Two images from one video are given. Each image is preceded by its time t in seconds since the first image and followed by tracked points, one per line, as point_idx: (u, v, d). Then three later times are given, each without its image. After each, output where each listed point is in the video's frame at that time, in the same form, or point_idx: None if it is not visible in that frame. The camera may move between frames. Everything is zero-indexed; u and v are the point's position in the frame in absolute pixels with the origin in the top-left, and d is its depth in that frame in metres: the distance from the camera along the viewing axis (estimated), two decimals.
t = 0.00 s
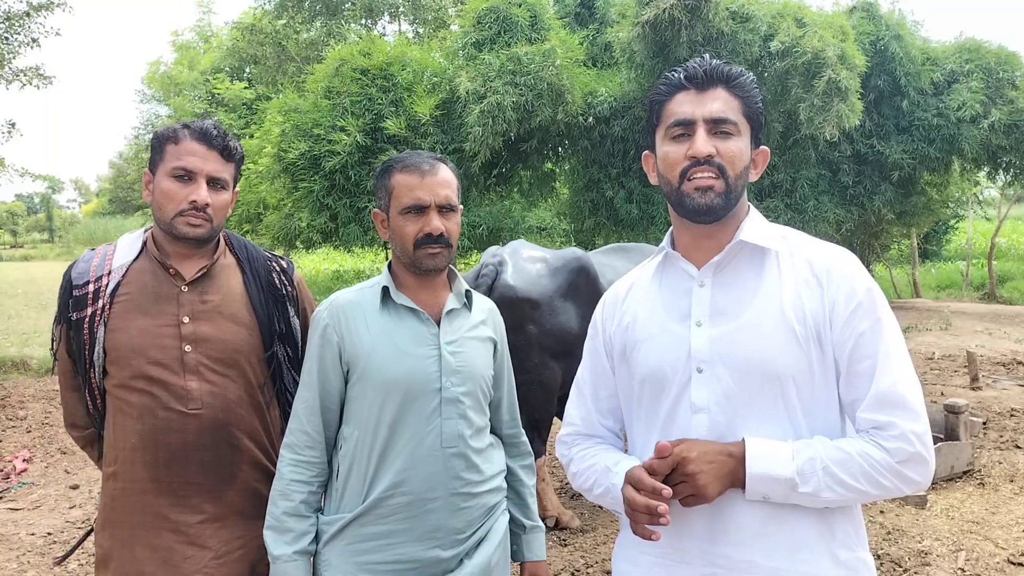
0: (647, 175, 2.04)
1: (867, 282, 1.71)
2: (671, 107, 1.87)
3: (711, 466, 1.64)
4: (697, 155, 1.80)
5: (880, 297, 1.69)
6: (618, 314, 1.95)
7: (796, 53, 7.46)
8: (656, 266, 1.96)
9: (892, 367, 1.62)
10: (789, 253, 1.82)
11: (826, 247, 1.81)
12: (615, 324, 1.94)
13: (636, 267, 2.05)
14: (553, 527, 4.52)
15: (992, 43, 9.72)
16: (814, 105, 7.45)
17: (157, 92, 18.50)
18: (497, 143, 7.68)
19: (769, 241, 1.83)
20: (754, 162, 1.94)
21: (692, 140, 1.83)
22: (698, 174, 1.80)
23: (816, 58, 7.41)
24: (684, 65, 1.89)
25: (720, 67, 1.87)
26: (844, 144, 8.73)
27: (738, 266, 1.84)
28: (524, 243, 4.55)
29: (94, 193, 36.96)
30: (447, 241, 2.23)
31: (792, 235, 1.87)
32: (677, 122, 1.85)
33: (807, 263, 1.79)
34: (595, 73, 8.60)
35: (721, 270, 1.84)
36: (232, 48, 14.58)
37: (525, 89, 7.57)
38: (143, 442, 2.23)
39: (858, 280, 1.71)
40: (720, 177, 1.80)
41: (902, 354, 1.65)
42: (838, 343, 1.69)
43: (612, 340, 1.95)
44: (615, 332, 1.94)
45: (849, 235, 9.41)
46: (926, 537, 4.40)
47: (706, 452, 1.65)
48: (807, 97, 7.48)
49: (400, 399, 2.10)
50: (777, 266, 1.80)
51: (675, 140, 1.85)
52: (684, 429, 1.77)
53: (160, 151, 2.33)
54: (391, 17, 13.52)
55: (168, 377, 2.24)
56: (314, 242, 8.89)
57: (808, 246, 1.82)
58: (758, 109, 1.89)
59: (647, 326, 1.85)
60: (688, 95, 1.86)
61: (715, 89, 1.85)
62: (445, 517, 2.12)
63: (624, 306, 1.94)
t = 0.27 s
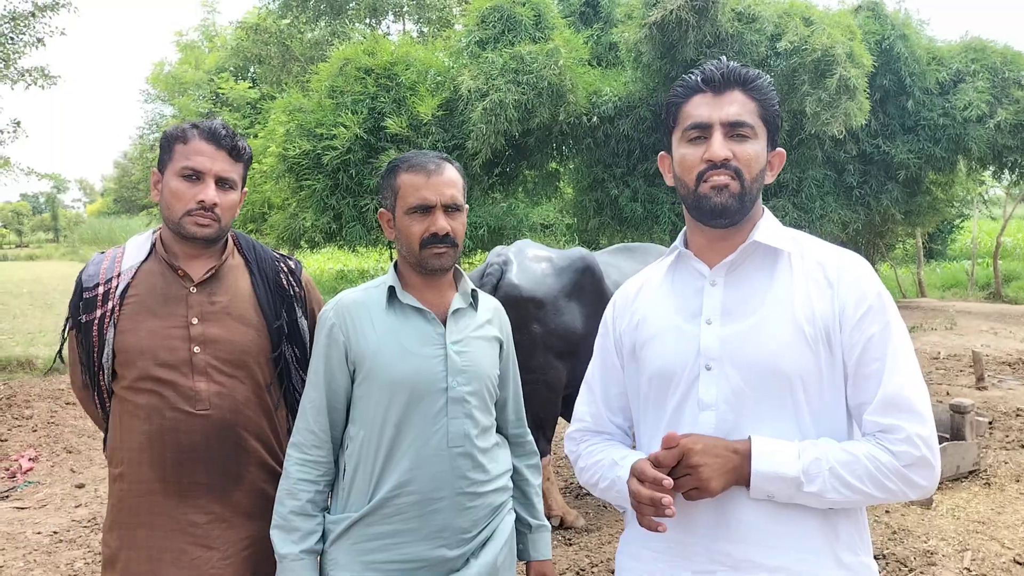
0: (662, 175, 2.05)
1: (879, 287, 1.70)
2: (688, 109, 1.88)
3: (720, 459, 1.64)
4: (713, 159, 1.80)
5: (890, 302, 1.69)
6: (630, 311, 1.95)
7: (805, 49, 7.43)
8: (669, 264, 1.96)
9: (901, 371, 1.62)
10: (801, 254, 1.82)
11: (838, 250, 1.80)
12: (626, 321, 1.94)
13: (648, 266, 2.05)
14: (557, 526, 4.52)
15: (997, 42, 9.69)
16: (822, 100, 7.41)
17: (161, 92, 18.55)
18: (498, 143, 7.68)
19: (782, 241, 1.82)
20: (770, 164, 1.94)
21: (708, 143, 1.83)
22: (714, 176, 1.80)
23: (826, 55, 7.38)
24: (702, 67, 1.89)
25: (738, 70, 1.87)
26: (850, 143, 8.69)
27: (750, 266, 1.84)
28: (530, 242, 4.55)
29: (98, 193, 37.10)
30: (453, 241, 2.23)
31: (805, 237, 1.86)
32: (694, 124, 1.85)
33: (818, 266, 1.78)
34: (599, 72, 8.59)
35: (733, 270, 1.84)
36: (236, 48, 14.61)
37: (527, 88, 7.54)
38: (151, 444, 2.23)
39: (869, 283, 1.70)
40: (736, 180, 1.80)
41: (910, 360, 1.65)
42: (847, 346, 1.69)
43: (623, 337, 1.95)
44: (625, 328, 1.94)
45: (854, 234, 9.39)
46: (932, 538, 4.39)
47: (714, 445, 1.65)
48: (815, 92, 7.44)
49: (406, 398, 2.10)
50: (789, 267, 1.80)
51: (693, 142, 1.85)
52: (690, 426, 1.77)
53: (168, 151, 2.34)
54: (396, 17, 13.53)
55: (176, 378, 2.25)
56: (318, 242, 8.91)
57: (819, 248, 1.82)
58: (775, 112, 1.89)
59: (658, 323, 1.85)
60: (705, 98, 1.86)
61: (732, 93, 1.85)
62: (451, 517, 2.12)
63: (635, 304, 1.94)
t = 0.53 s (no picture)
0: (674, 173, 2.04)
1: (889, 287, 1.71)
2: (702, 109, 1.87)
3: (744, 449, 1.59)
4: (727, 161, 1.81)
5: (900, 302, 1.70)
6: (638, 310, 1.95)
7: (813, 44, 7.44)
8: (677, 263, 1.96)
9: (914, 370, 1.62)
10: (810, 253, 1.81)
11: (847, 250, 1.80)
12: (635, 320, 1.94)
13: (655, 264, 2.05)
14: (561, 525, 4.52)
15: (1002, 42, 9.67)
16: (830, 95, 7.39)
17: (165, 91, 18.58)
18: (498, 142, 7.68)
19: (791, 241, 1.82)
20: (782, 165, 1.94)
21: (723, 144, 1.83)
22: (729, 179, 1.80)
23: (834, 50, 7.40)
24: (718, 68, 1.88)
25: (755, 71, 1.86)
26: (855, 142, 8.66)
27: (759, 265, 1.84)
28: (534, 242, 4.55)
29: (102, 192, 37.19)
30: (458, 239, 2.23)
31: (814, 236, 1.86)
32: (709, 125, 1.84)
33: (828, 265, 1.78)
34: (603, 72, 8.59)
35: (742, 269, 1.84)
36: (240, 47, 14.64)
37: (528, 88, 7.51)
38: (161, 444, 2.24)
39: (879, 284, 1.71)
40: (750, 182, 1.80)
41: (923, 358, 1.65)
42: (859, 345, 1.70)
43: (631, 336, 1.95)
44: (634, 327, 1.94)
45: (858, 234, 9.37)
46: (936, 537, 4.39)
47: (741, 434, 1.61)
48: (823, 88, 7.43)
49: (411, 396, 2.11)
50: (799, 266, 1.80)
51: (706, 143, 1.85)
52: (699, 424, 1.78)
53: (172, 151, 2.34)
54: (399, 16, 13.52)
55: (186, 378, 2.26)
56: (321, 241, 8.91)
57: (829, 247, 1.82)
58: (790, 114, 1.89)
59: (667, 322, 1.85)
60: (721, 99, 1.86)
61: (748, 94, 1.85)
62: (457, 515, 2.12)
63: (643, 303, 1.94)
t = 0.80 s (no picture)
0: (671, 172, 2.04)
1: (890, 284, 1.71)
2: (698, 110, 1.87)
3: (750, 433, 1.59)
4: (724, 162, 1.80)
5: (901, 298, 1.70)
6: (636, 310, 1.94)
7: (815, 41, 7.45)
8: (676, 262, 1.96)
9: (920, 366, 1.63)
10: (809, 251, 1.81)
11: (847, 247, 1.80)
12: (633, 321, 1.93)
13: (653, 264, 2.04)
14: (562, 524, 4.52)
15: (1004, 41, 9.65)
16: (833, 93, 7.39)
17: (167, 89, 18.59)
18: (495, 141, 7.69)
19: (789, 239, 1.82)
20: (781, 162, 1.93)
21: (720, 145, 1.83)
22: (727, 181, 1.80)
23: (836, 46, 7.39)
24: (714, 66, 1.87)
25: (751, 69, 1.86)
26: (857, 142, 8.63)
27: (758, 263, 1.83)
28: (535, 240, 4.55)
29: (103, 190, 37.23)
30: (459, 237, 2.23)
31: (813, 234, 1.86)
32: (705, 126, 1.84)
33: (828, 262, 1.77)
34: (604, 70, 8.58)
35: (742, 268, 1.84)
36: (241, 45, 14.64)
37: (527, 88, 7.48)
38: (165, 442, 2.23)
39: (880, 282, 1.71)
40: (747, 183, 1.81)
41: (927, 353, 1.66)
42: (863, 342, 1.70)
43: (629, 337, 1.94)
44: (632, 328, 1.93)
45: (860, 233, 9.36)
46: (937, 536, 4.38)
47: (750, 416, 1.60)
48: (826, 86, 7.42)
49: (412, 394, 2.10)
50: (798, 264, 1.80)
51: (703, 144, 1.85)
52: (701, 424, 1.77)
53: (171, 149, 2.34)
54: (401, 15, 13.51)
55: (190, 376, 2.26)
56: (321, 239, 8.91)
57: (828, 245, 1.81)
58: (787, 112, 1.88)
59: (667, 322, 1.84)
60: (717, 98, 1.85)
61: (745, 93, 1.84)
62: (458, 512, 2.12)
63: (641, 303, 1.92)
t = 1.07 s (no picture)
0: (668, 170, 2.03)
1: (890, 283, 1.70)
2: (695, 110, 1.86)
3: (746, 451, 1.60)
4: (722, 165, 1.79)
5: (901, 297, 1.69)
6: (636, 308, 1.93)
7: (813, 41, 7.46)
8: (674, 260, 1.95)
9: (920, 367, 1.62)
10: (808, 250, 1.80)
11: (847, 245, 1.79)
12: (633, 318, 1.92)
13: (652, 261, 2.04)
14: (562, 522, 4.51)
15: (1005, 39, 9.64)
16: (831, 93, 7.41)
17: (167, 87, 18.57)
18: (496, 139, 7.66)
19: (789, 238, 1.82)
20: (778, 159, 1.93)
21: (718, 146, 1.82)
22: (723, 184, 1.80)
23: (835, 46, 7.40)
24: (710, 66, 1.86)
25: (748, 68, 1.85)
26: (858, 140, 8.60)
27: (757, 263, 1.83)
28: (534, 238, 4.54)
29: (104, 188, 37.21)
30: (459, 235, 2.22)
31: (813, 232, 1.85)
32: (701, 127, 1.83)
33: (828, 261, 1.77)
34: (605, 69, 8.56)
35: (741, 268, 1.83)
36: (241, 43, 14.62)
37: (526, 86, 7.46)
38: (165, 440, 2.23)
39: (880, 280, 1.70)
40: (745, 185, 1.80)
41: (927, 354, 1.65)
42: (862, 342, 1.69)
43: (629, 336, 1.94)
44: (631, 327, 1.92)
45: (860, 231, 9.35)
46: (937, 535, 4.38)
47: (747, 434, 1.61)
48: (824, 86, 7.44)
49: (412, 391, 2.10)
50: (798, 263, 1.79)
51: (700, 145, 1.84)
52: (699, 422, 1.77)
53: (168, 147, 2.33)
54: (401, 13, 13.49)
55: (189, 374, 2.25)
56: (321, 237, 8.91)
57: (828, 243, 1.80)
58: (783, 110, 1.88)
59: (665, 321, 1.84)
60: (713, 99, 1.84)
61: (742, 93, 1.83)
62: (458, 510, 2.12)
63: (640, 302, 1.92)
